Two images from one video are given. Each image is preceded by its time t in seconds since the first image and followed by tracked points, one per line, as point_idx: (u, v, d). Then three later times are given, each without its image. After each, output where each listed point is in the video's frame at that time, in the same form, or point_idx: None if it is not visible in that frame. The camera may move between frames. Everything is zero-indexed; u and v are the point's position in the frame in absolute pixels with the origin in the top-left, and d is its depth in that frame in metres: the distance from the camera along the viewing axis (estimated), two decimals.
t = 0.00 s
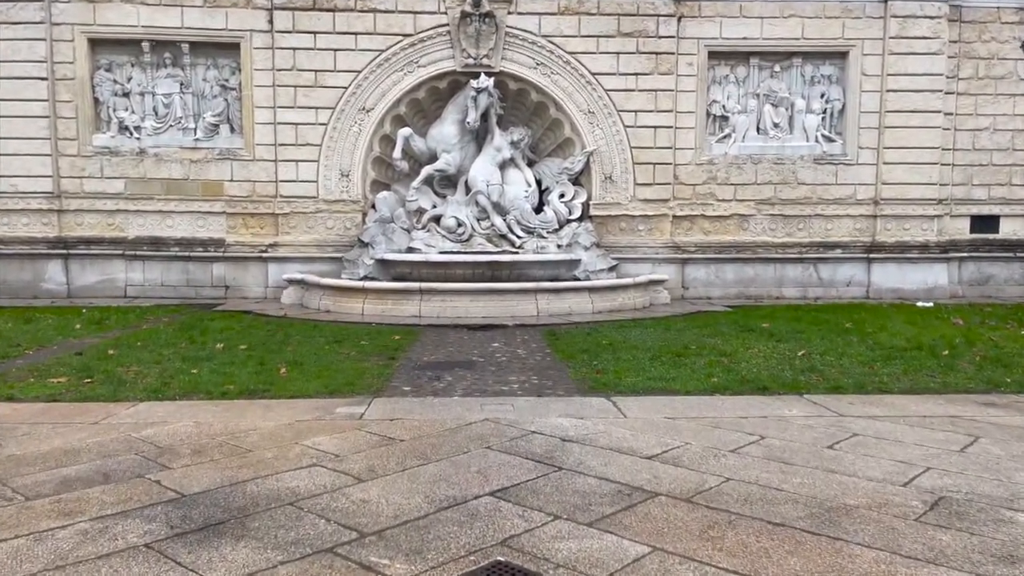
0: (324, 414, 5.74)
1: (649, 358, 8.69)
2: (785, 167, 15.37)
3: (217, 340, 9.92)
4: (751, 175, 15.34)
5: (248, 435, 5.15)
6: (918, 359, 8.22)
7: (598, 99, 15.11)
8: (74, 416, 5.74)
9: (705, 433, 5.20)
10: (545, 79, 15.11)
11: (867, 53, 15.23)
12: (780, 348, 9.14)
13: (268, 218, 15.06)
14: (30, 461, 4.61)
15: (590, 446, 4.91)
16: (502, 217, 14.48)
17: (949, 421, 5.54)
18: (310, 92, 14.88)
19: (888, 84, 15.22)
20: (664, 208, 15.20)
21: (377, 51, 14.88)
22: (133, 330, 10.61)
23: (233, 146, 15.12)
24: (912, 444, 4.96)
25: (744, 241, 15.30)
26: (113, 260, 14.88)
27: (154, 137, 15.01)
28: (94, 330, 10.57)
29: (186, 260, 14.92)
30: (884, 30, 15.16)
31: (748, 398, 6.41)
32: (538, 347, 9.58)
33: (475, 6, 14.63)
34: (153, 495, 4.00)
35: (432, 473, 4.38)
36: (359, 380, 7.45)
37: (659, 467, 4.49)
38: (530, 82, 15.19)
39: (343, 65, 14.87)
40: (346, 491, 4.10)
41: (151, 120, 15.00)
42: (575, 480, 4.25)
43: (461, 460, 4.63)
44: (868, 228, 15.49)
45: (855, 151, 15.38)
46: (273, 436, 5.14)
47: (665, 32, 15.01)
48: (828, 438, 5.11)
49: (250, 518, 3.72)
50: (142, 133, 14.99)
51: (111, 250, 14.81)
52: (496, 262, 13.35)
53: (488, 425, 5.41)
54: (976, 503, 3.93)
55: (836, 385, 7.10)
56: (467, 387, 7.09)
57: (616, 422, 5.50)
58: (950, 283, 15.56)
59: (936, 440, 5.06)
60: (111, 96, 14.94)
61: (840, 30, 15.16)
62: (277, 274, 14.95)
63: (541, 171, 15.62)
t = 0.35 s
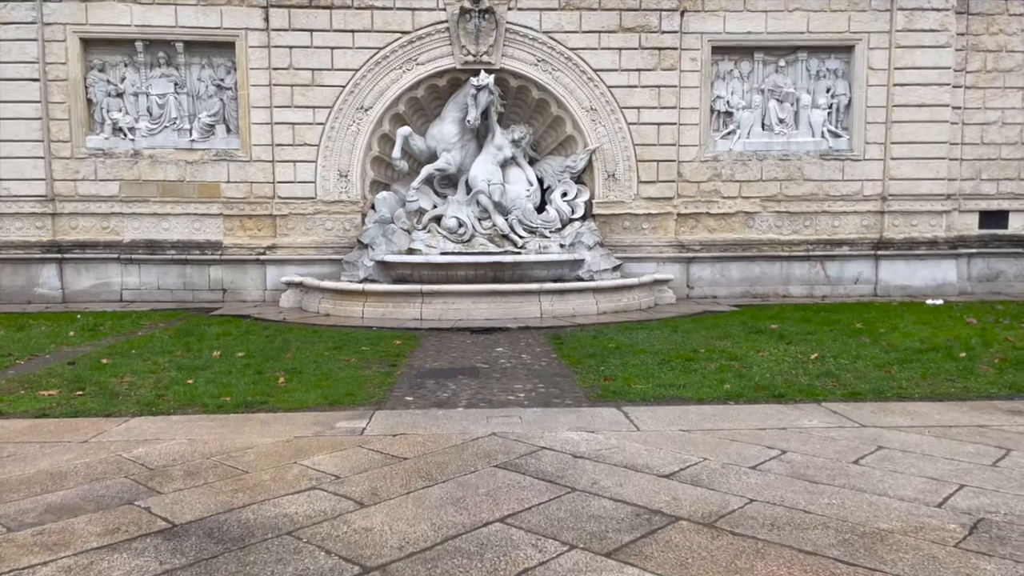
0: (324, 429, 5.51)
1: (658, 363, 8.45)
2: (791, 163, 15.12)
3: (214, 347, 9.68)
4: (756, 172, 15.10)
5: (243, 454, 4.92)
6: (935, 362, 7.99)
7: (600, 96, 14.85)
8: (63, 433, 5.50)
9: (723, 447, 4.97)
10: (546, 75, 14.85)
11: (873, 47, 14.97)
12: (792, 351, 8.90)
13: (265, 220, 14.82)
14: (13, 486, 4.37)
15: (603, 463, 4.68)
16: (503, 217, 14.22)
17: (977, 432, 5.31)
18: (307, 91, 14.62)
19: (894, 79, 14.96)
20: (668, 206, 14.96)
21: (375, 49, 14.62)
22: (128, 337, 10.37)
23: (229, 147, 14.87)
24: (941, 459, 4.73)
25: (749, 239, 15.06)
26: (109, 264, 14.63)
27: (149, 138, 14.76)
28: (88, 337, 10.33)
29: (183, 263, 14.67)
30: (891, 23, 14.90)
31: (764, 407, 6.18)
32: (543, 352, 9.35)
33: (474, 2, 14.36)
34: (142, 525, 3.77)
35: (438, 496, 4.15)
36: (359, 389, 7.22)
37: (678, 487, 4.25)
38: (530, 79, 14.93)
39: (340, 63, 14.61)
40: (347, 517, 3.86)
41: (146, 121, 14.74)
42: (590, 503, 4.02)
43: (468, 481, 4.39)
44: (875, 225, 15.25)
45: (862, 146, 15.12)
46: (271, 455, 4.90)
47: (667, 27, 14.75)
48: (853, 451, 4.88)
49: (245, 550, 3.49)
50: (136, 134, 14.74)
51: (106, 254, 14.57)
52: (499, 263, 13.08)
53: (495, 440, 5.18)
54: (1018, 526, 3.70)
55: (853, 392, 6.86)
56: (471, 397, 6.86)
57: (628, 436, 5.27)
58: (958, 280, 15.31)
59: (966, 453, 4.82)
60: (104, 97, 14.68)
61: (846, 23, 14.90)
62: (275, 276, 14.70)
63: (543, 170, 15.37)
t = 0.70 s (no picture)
0: (317, 457, 5.27)
1: (664, 379, 8.20)
2: (795, 172, 14.90)
3: (208, 365, 9.44)
4: (760, 181, 14.87)
5: (232, 486, 4.67)
6: (951, 378, 7.74)
7: (601, 105, 14.64)
8: (45, 463, 5.25)
9: (737, 475, 4.73)
10: (546, 84, 14.64)
11: (878, 53, 14.76)
12: (802, 366, 8.64)
13: (262, 232, 14.59)
14: None
15: (611, 494, 4.43)
16: (504, 228, 13.98)
17: (1004, 457, 5.06)
18: (304, 101, 14.41)
19: (900, 86, 14.75)
20: (671, 215, 14.73)
21: (373, 59, 14.42)
22: (121, 355, 10.13)
23: (225, 158, 14.65)
24: (969, 488, 4.48)
25: (753, 249, 14.82)
26: (103, 278, 14.40)
27: (144, 150, 14.54)
28: (79, 355, 10.09)
29: (178, 276, 14.44)
30: (895, 30, 14.70)
31: (777, 429, 5.93)
32: (545, 368, 9.10)
33: (473, 11, 14.17)
34: (121, 570, 3.52)
35: (438, 534, 3.90)
36: (356, 410, 6.97)
37: (692, 522, 4.01)
38: (530, 88, 14.72)
39: (337, 73, 14.40)
40: (341, 560, 3.61)
41: (141, 132, 14.53)
42: (601, 541, 3.77)
43: (470, 515, 4.14)
44: (882, 234, 15.02)
45: (867, 154, 14.90)
46: (262, 487, 4.66)
47: (669, 35, 14.54)
48: (875, 479, 4.62)
49: None
50: (131, 146, 14.53)
51: (100, 268, 14.34)
52: (499, 274, 12.83)
53: (497, 468, 4.93)
54: None
55: (868, 411, 6.61)
56: (472, 418, 6.60)
57: (637, 463, 5.02)
58: (967, 289, 15.07)
59: (995, 481, 4.58)
60: (99, 109, 14.47)
61: (850, 30, 14.70)
62: (272, 289, 14.47)
63: (544, 180, 15.15)
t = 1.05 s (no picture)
0: (305, 490, 4.95)
1: (670, 403, 7.88)
2: (801, 187, 14.64)
3: (197, 387, 9.12)
4: (764, 197, 14.61)
5: (211, 523, 4.35)
6: (970, 402, 7.43)
7: (603, 119, 14.40)
8: (14, 497, 4.93)
9: (754, 511, 4.41)
10: (547, 98, 14.41)
11: (884, 67, 14.54)
12: (814, 388, 8.32)
13: (257, 249, 14.32)
14: None
15: (619, 533, 4.11)
16: (504, 244, 13.69)
17: None
18: (301, 117, 14.17)
19: (906, 100, 14.53)
20: (674, 232, 14.45)
21: (370, 73, 14.19)
22: (109, 376, 9.82)
23: (220, 174, 14.40)
24: (1004, 526, 4.17)
25: (758, 265, 14.53)
26: (95, 297, 14.11)
27: (138, 166, 14.29)
28: (65, 377, 9.77)
29: (172, 295, 14.14)
30: (901, 43, 14.49)
31: (793, 458, 5.62)
32: (547, 390, 8.78)
33: (472, 25, 13.97)
34: None
35: None
36: (348, 437, 6.65)
37: (707, 566, 3.70)
38: (530, 102, 14.49)
39: (335, 88, 14.18)
40: None
41: (135, 148, 14.29)
42: None
43: (467, 557, 3.83)
44: (889, 250, 14.73)
45: (873, 169, 14.64)
46: (243, 524, 4.35)
47: (672, 49, 14.33)
48: (902, 516, 4.31)
49: None
50: (124, 162, 14.27)
51: (92, 286, 14.05)
52: (499, 292, 12.54)
53: (496, 503, 4.62)
54: None
55: (887, 438, 6.29)
56: (470, 446, 6.29)
57: (646, 497, 4.70)
58: (977, 306, 14.77)
59: None
60: (92, 124, 14.24)
61: (855, 43, 14.49)
62: (267, 308, 14.17)
63: (544, 195, 14.88)
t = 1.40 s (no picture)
0: (295, 526, 4.64)
1: (680, 428, 7.55)
2: (808, 206, 14.37)
3: (189, 411, 8.80)
4: (772, 216, 14.35)
5: (193, 563, 4.04)
6: (994, 428, 7.11)
7: (606, 137, 14.17)
8: None
9: (780, 551, 4.09)
10: (549, 116, 14.19)
11: (892, 84, 14.33)
12: (829, 413, 8.00)
13: (255, 268, 14.03)
14: None
15: None
16: (506, 263, 13.40)
17: None
18: (300, 134, 13.95)
19: (915, 117, 14.30)
20: (680, 251, 14.17)
21: (371, 90, 13.99)
22: (98, 399, 9.50)
23: (217, 192, 14.14)
24: None
25: (766, 285, 14.24)
26: (88, 316, 13.81)
27: (133, 184, 14.04)
28: (53, 400, 9.45)
29: (167, 314, 13.85)
30: (909, 60, 14.29)
31: (815, 490, 5.30)
32: (552, 414, 8.45)
33: (474, 41, 13.78)
34: None
35: None
36: (344, 465, 6.33)
37: None
38: (533, 119, 14.26)
39: (334, 104, 13.97)
40: None
41: (131, 165, 14.05)
42: None
43: None
44: (899, 270, 14.44)
45: (882, 188, 14.39)
46: (227, 565, 4.03)
47: (676, 65, 14.13)
48: (940, 556, 3.99)
49: None
50: (120, 180, 14.04)
51: (85, 306, 13.75)
52: (501, 312, 12.23)
53: (501, 541, 4.30)
54: None
55: (912, 469, 5.97)
56: (472, 475, 5.97)
57: (662, 534, 4.39)
58: (989, 327, 14.46)
59: None
60: (88, 141, 14.02)
61: (862, 60, 14.29)
62: (264, 328, 13.86)
63: (547, 214, 14.62)
